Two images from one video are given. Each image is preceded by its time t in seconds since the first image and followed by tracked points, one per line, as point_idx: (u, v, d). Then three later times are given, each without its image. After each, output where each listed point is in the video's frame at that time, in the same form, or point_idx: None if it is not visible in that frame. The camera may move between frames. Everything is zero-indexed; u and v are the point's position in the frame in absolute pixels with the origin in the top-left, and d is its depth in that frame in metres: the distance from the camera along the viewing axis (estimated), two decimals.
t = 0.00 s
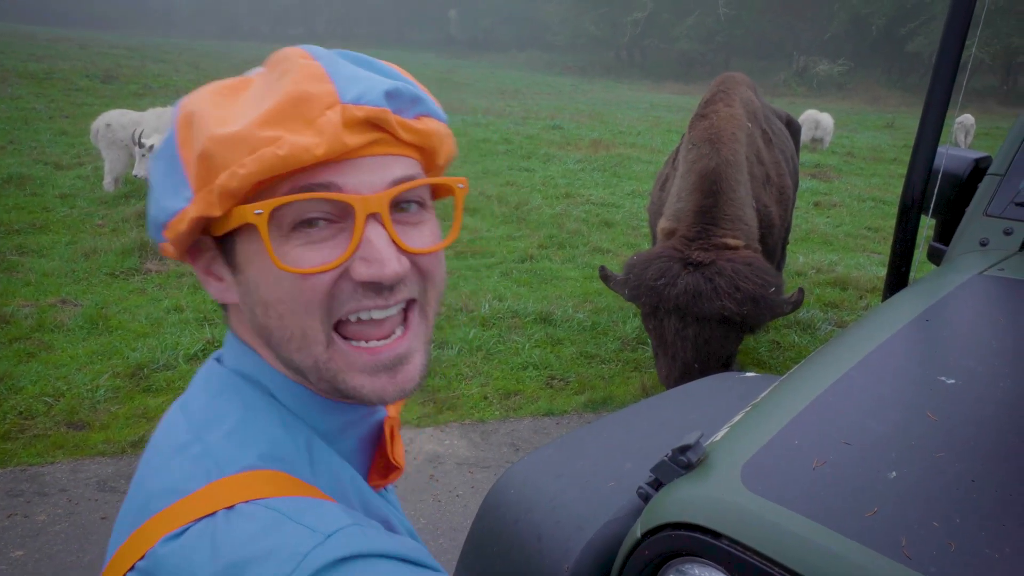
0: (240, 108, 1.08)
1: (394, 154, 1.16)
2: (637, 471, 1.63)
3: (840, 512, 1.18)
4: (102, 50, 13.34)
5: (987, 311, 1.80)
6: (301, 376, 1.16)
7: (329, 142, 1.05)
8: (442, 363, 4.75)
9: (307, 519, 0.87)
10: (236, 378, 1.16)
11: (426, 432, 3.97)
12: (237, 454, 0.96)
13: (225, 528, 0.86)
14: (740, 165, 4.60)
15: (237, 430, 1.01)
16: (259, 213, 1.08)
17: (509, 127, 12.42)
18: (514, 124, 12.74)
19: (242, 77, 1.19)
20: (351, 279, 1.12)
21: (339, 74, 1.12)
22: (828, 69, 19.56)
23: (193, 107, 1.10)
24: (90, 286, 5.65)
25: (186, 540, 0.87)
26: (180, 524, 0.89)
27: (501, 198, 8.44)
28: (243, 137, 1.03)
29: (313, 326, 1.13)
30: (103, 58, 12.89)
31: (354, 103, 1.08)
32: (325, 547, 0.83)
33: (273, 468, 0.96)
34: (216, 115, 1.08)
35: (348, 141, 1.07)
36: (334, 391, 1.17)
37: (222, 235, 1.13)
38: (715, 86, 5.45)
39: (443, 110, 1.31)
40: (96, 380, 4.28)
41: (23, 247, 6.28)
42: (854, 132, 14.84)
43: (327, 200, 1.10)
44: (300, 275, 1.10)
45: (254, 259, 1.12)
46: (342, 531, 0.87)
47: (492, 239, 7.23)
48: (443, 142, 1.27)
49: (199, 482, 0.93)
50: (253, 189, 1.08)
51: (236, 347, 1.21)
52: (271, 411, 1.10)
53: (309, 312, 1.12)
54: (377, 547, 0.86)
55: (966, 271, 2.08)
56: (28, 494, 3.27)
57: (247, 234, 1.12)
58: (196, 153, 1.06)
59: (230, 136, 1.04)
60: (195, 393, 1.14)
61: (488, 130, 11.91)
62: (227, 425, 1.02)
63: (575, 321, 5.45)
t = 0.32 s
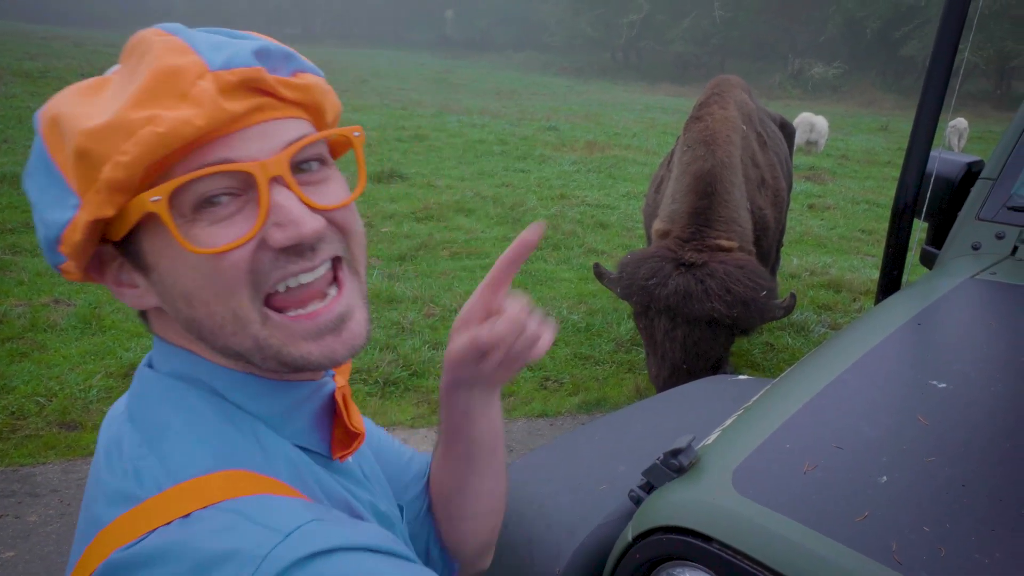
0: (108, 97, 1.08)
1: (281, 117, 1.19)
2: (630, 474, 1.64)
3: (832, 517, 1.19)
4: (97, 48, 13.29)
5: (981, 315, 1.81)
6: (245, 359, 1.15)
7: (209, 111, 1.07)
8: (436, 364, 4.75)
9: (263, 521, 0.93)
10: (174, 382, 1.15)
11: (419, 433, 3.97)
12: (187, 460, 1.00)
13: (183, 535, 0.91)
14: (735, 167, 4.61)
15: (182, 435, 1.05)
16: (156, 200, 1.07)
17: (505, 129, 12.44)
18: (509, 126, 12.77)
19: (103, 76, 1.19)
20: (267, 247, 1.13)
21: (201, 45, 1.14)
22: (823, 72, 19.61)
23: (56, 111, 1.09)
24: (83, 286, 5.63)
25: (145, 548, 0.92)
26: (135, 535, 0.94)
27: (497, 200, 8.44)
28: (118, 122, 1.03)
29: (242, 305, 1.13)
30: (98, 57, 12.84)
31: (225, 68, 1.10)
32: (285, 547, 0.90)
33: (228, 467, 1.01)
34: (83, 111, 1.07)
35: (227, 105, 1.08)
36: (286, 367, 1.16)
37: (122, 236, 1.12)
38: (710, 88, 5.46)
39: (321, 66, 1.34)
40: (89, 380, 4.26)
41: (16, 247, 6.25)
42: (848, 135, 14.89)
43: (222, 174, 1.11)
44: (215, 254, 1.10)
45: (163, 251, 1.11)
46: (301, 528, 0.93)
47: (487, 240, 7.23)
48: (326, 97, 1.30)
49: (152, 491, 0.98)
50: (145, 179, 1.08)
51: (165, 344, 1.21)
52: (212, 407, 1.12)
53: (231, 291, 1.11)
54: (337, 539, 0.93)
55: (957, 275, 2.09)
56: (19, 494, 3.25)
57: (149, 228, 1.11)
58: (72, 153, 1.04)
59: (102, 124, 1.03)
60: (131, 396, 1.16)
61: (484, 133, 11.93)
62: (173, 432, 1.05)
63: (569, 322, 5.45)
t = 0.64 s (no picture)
0: (64, 129, 1.05)
1: (260, 140, 1.19)
2: (626, 479, 1.64)
3: (830, 523, 1.19)
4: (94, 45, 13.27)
5: (978, 320, 1.81)
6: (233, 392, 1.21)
7: (177, 150, 1.06)
8: (433, 365, 4.75)
9: None
10: (159, 410, 1.17)
11: (416, 434, 3.97)
12: (171, 504, 1.02)
13: None
14: (734, 171, 4.61)
15: (166, 471, 1.06)
16: (120, 250, 1.07)
17: (503, 129, 12.44)
18: (507, 126, 12.78)
19: (55, 77, 1.14)
20: (249, 289, 1.17)
21: (167, 62, 1.10)
22: (820, 74, 19.64)
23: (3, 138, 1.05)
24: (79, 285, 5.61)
25: None
26: None
27: (494, 200, 8.44)
28: (73, 167, 1.01)
29: (222, 347, 1.18)
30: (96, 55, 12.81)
31: (195, 96, 1.08)
32: None
33: (215, 510, 1.03)
34: (36, 144, 1.04)
35: (197, 144, 1.07)
36: (269, 392, 1.23)
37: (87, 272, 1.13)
38: (709, 91, 5.47)
39: (306, 64, 1.32)
40: (84, 379, 4.25)
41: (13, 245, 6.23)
42: (845, 138, 14.92)
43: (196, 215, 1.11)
44: (193, 303, 1.12)
45: (134, 290, 1.13)
46: None
47: (485, 240, 7.22)
48: (312, 101, 1.28)
49: (130, 539, 0.99)
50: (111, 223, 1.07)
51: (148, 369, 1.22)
52: (198, 440, 1.13)
53: (212, 334, 1.16)
54: None
55: (955, 281, 2.09)
56: (14, 494, 3.24)
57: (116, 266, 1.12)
58: (25, 196, 1.02)
59: (54, 172, 1.01)
60: (115, 426, 1.18)
61: (481, 133, 11.93)
62: (156, 467, 1.07)
63: (566, 324, 5.44)
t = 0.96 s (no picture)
0: (80, 116, 1.06)
1: (284, 139, 1.18)
2: (629, 486, 1.63)
3: (834, 533, 1.18)
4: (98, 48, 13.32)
5: (981, 329, 1.80)
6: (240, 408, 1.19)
7: (193, 142, 1.05)
8: (435, 370, 4.74)
9: None
10: (165, 421, 1.17)
11: (418, 439, 3.96)
12: (172, 528, 1.03)
13: None
14: (738, 177, 4.61)
15: (170, 488, 1.07)
16: (126, 245, 1.07)
17: (505, 134, 12.45)
18: (509, 131, 12.80)
19: (86, 63, 1.15)
20: (261, 297, 1.15)
21: (194, 52, 1.10)
22: (822, 80, 19.65)
23: (19, 119, 1.06)
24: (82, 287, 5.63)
25: None
26: None
27: (497, 205, 8.44)
28: (83, 154, 1.01)
29: (230, 357, 1.16)
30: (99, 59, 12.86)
31: (218, 87, 1.08)
32: None
33: (213, 537, 1.04)
34: (50, 127, 1.05)
35: (215, 137, 1.07)
36: (277, 412, 1.21)
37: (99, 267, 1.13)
38: (712, 98, 5.47)
39: (342, 62, 1.31)
40: (86, 383, 4.25)
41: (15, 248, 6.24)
42: (847, 144, 14.92)
43: (208, 214, 1.10)
44: (201, 307, 1.10)
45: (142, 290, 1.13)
46: None
47: (487, 245, 7.22)
48: (346, 100, 1.27)
49: (130, 560, 1.00)
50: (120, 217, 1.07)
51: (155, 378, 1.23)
52: (201, 452, 1.14)
53: (220, 342, 1.14)
54: None
55: (960, 288, 2.09)
56: (15, 498, 3.24)
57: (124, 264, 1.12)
58: (32, 182, 1.03)
59: (61, 157, 1.01)
60: (125, 434, 1.19)
61: (483, 138, 11.96)
62: (159, 484, 1.08)
63: (568, 329, 5.43)
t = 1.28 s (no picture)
0: (60, 94, 1.09)
1: (260, 116, 1.21)
2: (625, 495, 1.63)
3: (828, 541, 1.18)
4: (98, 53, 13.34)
5: (978, 337, 1.80)
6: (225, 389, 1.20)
7: (173, 109, 1.08)
8: (432, 376, 4.74)
9: None
10: (144, 424, 1.17)
11: (416, 446, 3.96)
12: (163, 528, 1.02)
13: None
14: (738, 184, 4.62)
15: (156, 489, 1.07)
16: (108, 214, 1.08)
17: (504, 141, 12.47)
18: (509, 137, 12.82)
19: (63, 60, 1.19)
20: (242, 266, 1.17)
21: (171, 30, 1.14)
22: (821, 87, 19.70)
23: None
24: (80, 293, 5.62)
25: None
26: None
27: (495, 211, 8.45)
28: (64, 122, 1.03)
29: (213, 331, 1.16)
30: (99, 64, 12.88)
31: (195, 59, 1.11)
32: None
33: (204, 535, 1.03)
34: (30, 106, 1.07)
35: (194, 104, 1.09)
36: (262, 388, 1.21)
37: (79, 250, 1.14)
38: (711, 105, 5.49)
39: (316, 51, 1.36)
40: (83, 389, 4.24)
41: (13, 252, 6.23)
42: (846, 151, 14.95)
43: (188, 183, 1.12)
44: (182, 277, 1.12)
45: (124, 268, 1.15)
46: None
47: (485, 251, 7.23)
48: (320, 86, 1.32)
49: (120, 562, 0.99)
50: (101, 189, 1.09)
51: (140, 378, 1.23)
52: (190, 453, 1.14)
53: (202, 313, 1.15)
54: None
55: (957, 295, 2.09)
56: (11, 504, 3.23)
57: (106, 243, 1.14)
58: (15, 157, 1.05)
59: (43, 125, 1.03)
60: (104, 435, 1.19)
61: (482, 144, 11.98)
62: (147, 483, 1.07)
63: (566, 335, 5.43)
